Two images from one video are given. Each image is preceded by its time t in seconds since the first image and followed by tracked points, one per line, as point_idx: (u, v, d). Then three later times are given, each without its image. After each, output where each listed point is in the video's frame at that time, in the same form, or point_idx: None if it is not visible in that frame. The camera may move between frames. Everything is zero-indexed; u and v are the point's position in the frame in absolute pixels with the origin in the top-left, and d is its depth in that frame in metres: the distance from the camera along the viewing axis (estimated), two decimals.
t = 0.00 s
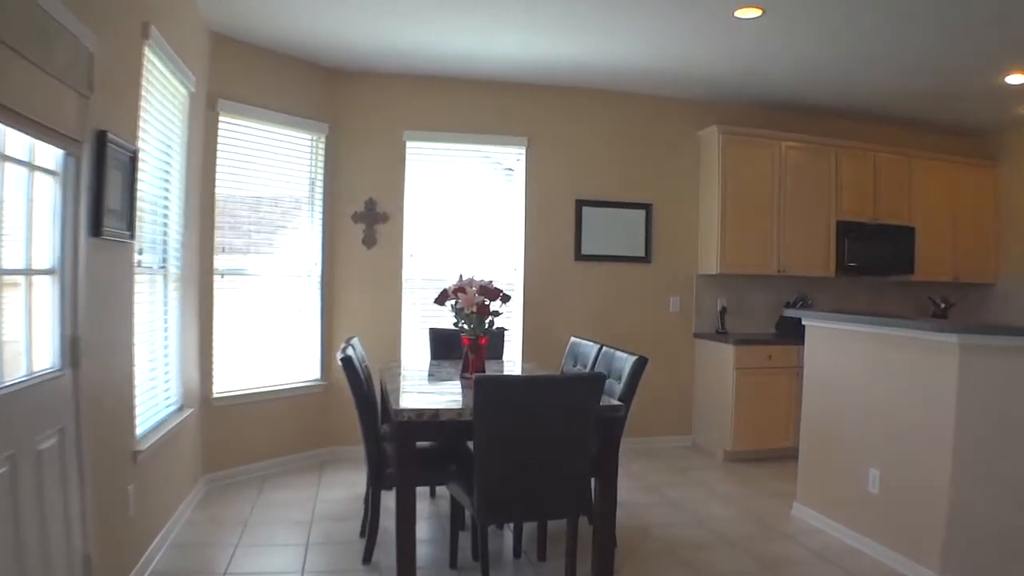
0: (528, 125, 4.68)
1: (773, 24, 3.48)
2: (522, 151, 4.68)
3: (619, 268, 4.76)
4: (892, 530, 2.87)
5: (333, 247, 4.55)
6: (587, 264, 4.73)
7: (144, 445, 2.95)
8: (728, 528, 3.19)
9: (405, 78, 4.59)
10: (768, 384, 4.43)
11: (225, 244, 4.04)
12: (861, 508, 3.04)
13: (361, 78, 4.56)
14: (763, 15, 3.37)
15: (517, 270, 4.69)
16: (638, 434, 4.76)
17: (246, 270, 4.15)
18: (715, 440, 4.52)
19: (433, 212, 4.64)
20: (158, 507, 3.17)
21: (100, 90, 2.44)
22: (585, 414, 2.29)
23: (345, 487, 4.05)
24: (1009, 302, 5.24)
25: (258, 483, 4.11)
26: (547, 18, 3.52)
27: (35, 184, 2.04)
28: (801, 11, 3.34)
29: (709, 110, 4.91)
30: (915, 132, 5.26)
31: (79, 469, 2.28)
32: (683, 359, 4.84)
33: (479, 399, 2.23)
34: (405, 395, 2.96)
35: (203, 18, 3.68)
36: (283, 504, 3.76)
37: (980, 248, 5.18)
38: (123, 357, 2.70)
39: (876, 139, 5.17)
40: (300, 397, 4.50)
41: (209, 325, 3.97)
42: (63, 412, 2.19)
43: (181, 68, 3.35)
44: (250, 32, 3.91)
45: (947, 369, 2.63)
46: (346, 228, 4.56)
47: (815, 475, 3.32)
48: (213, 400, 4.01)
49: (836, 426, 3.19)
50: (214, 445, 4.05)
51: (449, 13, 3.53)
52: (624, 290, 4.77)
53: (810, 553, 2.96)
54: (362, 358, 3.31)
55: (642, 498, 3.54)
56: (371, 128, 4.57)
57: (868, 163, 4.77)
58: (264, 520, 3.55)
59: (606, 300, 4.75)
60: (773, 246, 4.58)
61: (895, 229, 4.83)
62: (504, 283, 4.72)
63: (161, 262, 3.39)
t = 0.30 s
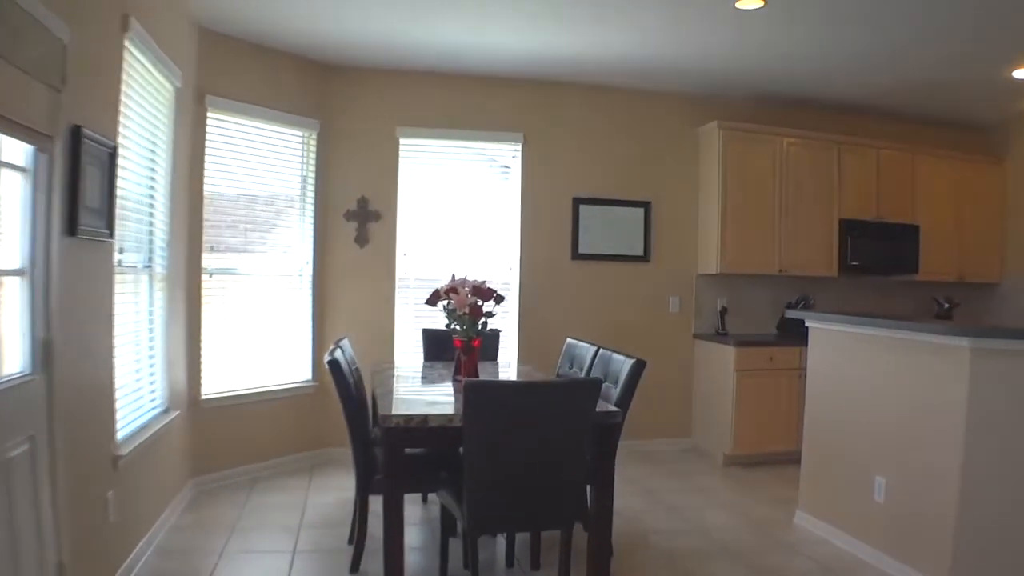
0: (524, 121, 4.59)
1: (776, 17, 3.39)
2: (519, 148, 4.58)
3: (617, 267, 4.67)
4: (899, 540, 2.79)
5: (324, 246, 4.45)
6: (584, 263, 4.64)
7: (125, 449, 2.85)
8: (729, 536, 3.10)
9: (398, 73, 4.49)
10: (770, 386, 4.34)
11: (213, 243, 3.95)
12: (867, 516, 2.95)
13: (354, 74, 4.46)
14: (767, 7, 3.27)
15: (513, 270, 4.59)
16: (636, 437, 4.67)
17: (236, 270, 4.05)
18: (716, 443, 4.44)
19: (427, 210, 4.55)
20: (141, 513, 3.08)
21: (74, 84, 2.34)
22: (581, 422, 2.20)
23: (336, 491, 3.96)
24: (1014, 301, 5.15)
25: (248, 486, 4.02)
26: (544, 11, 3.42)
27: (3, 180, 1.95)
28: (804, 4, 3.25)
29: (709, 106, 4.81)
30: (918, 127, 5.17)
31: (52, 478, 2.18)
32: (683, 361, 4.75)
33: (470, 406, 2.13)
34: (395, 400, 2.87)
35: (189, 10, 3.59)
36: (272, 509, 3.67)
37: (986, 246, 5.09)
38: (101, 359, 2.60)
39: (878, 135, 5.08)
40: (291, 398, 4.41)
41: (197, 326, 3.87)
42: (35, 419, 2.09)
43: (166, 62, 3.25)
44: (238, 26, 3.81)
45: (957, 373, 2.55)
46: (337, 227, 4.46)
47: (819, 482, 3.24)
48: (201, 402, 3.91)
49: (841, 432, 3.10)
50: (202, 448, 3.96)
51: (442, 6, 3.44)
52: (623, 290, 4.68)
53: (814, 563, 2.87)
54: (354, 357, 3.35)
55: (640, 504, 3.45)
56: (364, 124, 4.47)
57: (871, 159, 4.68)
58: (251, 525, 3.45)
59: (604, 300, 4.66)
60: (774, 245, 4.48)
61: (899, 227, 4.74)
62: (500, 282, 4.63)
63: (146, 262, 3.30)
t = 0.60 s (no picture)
0: (521, 118, 4.51)
1: (778, 10, 3.31)
2: (514, 145, 4.50)
3: (615, 267, 4.59)
4: (906, 547, 2.71)
5: (316, 245, 4.37)
6: (581, 263, 4.56)
7: (108, 454, 2.76)
8: (730, 542, 3.03)
9: (392, 69, 4.41)
10: (771, 388, 4.27)
11: (201, 242, 3.86)
12: (872, 523, 2.88)
13: (346, 69, 4.37)
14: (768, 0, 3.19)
15: (509, 270, 4.51)
16: (634, 440, 4.60)
17: (225, 270, 3.97)
18: (716, 446, 4.36)
19: (421, 209, 4.46)
20: (126, 518, 2.99)
21: (51, 77, 2.25)
22: (577, 427, 2.12)
23: (328, 495, 3.87)
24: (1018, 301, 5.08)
25: (237, 490, 3.93)
26: (540, 5, 3.34)
27: None
28: None
29: (707, 102, 4.73)
30: (919, 124, 5.11)
31: (27, 485, 2.09)
32: (683, 362, 4.68)
33: (461, 411, 2.05)
34: (386, 404, 2.78)
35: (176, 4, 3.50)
36: (261, 514, 3.58)
37: (989, 245, 5.02)
38: (80, 361, 2.51)
39: (879, 132, 5.02)
40: (282, 401, 4.32)
41: (185, 328, 3.79)
42: (9, 424, 2.00)
43: (151, 55, 3.16)
44: (227, 20, 3.72)
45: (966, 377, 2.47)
46: (329, 225, 4.37)
47: (822, 487, 3.17)
48: (189, 405, 3.82)
49: (845, 436, 3.03)
50: (190, 452, 3.87)
51: None
52: (620, 290, 4.60)
53: (818, 571, 2.79)
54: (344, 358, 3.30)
55: (638, 509, 3.38)
56: (357, 121, 4.38)
57: (873, 157, 4.61)
58: (240, 530, 3.36)
59: (602, 300, 4.58)
60: (775, 244, 4.41)
61: (901, 226, 4.67)
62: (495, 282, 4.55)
63: (131, 261, 3.21)
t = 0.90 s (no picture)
0: (516, 115, 4.44)
1: (779, 7, 3.26)
2: (508, 143, 4.43)
3: (611, 267, 4.53)
4: (910, 553, 2.65)
5: (306, 244, 4.29)
6: (577, 263, 4.49)
7: (91, 459, 2.67)
8: (730, 547, 2.97)
9: (385, 65, 4.33)
10: (769, 390, 4.21)
11: (189, 242, 3.78)
12: (875, 528, 2.82)
13: (338, 65, 4.29)
14: None
15: (503, 269, 4.44)
16: (630, 443, 4.53)
17: (214, 269, 3.89)
18: (714, 448, 4.30)
19: (414, 208, 4.38)
20: (110, 526, 2.91)
21: (29, 66, 2.17)
22: (576, 432, 2.05)
23: (318, 500, 3.79)
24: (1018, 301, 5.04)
25: (225, 495, 3.84)
26: None
27: None
28: None
29: (705, 100, 4.68)
30: (917, 123, 5.07)
31: (4, 492, 2.00)
32: (680, 363, 4.62)
33: (454, 416, 1.98)
34: (378, 406, 2.71)
35: None
36: (249, 520, 3.50)
37: (989, 245, 4.98)
38: (60, 363, 2.42)
39: (877, 131, 4.97)
40: (271, 403, 4.23)
41: (173, 329, 3.70)
42: None
43: (137, 48, 3.07)
44: (216, 13, 3.64)
45: (973, 379, 2.41)
46: (320, 224, 4.29)
47: (823, 491, 3.11)
48: (176, 408, 3.74)
49: (847, 439, 2.97)
50: (177, 456, 3.79)
51: None
52: (616, 290, 4.54)
53: None
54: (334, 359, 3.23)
55: (636, 514, 3.31)
56: (348, 118, 4.30)
57: (872, 156, 4.56)
58: (228, 537, 3.28)
59: (597, 301, 4.52)
60: (773, 244, 4.36)
61: (901, 226, 4.62)
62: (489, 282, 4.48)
63: (117, 261, 3.12)
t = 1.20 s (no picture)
0: (510, 111, 4.37)
1: (778, 3, 3.21)
2: (501, 140, 4.36)
3: (605, 267, 4.47)
4: (914, 559, 2.62)
5: (294, 244, 4.20)
6: (571, 263, 4.43)
7: (70, 467, 2.57)
8: (729, 553, 2.92)
9: (376, 60, 4.24)
10: (766, 391, 4.17)
11: (173, 240, 3.68)
12: (877, 533, 2.78)
13: (328, 59, 4.20)
14: None
15: (496, 269, 4.37)
16: (625, 445, 4.48)
17: (200, 268, 3.80)
18: (710, 451, 4.26)
19: (406, 206, 4.30)
20: (91, 537, 2.82)
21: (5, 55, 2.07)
22: (579, 437, 1.99)
23: (307, 508, 3.71)
24: (1013, 301, 5.03)
25: (211, 503, 3.75)
26: None
27: None
28: None
29: (700, 97, 4.63)
30: (912, 122, 5.05)
31: None
32: (675, 364, 4.58)
33: (450, 423, 1.91)
34: (370, 411, 2.63)
35: None
36: (235, 529, 3.41)
37: (985, 245, 4.98)
38: (39, 368, 2.33)
39: (872, 130, 4.95)
40: (259, 407, 4.14)
41: (156, 330, 3.60)
42: None
43: (120, 38, 2.97)
44: (203, 5, 3.54)
45: (980, 382, 2.38)
46: (308, 223, 4.20)
47: (823, 496, 3.07)
48: (161, 411, 3.65)
49: (849, 443, 2.93)
50: (161, 462, 3.69)
51: None
52: (611, 290, 4.49)
53: None
54: (324, 362, 3.15)
55: (634, 520, 3.25)
56: (338, 114, 4.21)
57: (868, 155, 4.53)
58: (214, 546, 3.19)
59: (591, 301, 4.46)
60: (769, 244, 4.32)
61: (896, 225, 4.60)
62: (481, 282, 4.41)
63: (98, 259, 3.02)
